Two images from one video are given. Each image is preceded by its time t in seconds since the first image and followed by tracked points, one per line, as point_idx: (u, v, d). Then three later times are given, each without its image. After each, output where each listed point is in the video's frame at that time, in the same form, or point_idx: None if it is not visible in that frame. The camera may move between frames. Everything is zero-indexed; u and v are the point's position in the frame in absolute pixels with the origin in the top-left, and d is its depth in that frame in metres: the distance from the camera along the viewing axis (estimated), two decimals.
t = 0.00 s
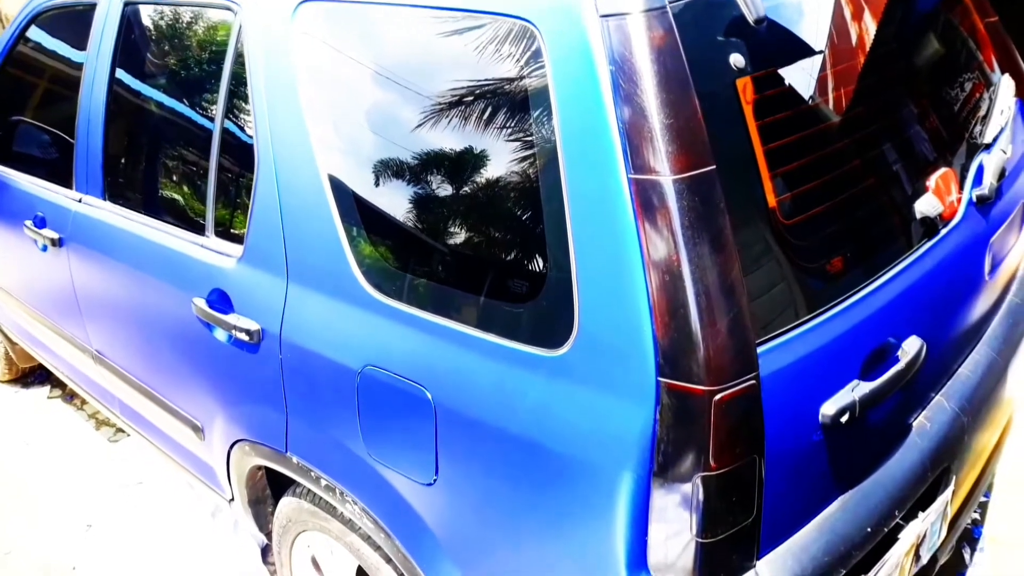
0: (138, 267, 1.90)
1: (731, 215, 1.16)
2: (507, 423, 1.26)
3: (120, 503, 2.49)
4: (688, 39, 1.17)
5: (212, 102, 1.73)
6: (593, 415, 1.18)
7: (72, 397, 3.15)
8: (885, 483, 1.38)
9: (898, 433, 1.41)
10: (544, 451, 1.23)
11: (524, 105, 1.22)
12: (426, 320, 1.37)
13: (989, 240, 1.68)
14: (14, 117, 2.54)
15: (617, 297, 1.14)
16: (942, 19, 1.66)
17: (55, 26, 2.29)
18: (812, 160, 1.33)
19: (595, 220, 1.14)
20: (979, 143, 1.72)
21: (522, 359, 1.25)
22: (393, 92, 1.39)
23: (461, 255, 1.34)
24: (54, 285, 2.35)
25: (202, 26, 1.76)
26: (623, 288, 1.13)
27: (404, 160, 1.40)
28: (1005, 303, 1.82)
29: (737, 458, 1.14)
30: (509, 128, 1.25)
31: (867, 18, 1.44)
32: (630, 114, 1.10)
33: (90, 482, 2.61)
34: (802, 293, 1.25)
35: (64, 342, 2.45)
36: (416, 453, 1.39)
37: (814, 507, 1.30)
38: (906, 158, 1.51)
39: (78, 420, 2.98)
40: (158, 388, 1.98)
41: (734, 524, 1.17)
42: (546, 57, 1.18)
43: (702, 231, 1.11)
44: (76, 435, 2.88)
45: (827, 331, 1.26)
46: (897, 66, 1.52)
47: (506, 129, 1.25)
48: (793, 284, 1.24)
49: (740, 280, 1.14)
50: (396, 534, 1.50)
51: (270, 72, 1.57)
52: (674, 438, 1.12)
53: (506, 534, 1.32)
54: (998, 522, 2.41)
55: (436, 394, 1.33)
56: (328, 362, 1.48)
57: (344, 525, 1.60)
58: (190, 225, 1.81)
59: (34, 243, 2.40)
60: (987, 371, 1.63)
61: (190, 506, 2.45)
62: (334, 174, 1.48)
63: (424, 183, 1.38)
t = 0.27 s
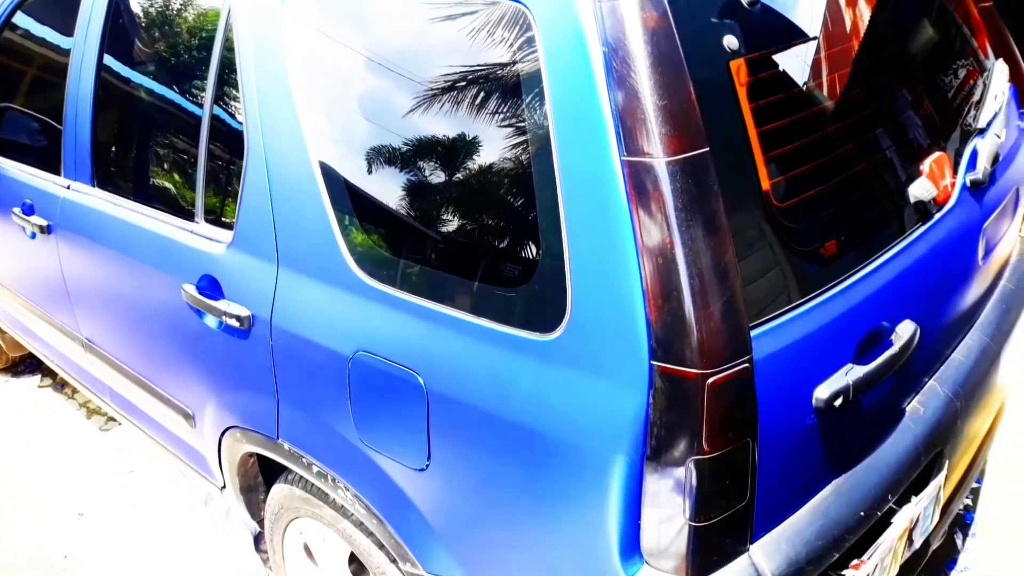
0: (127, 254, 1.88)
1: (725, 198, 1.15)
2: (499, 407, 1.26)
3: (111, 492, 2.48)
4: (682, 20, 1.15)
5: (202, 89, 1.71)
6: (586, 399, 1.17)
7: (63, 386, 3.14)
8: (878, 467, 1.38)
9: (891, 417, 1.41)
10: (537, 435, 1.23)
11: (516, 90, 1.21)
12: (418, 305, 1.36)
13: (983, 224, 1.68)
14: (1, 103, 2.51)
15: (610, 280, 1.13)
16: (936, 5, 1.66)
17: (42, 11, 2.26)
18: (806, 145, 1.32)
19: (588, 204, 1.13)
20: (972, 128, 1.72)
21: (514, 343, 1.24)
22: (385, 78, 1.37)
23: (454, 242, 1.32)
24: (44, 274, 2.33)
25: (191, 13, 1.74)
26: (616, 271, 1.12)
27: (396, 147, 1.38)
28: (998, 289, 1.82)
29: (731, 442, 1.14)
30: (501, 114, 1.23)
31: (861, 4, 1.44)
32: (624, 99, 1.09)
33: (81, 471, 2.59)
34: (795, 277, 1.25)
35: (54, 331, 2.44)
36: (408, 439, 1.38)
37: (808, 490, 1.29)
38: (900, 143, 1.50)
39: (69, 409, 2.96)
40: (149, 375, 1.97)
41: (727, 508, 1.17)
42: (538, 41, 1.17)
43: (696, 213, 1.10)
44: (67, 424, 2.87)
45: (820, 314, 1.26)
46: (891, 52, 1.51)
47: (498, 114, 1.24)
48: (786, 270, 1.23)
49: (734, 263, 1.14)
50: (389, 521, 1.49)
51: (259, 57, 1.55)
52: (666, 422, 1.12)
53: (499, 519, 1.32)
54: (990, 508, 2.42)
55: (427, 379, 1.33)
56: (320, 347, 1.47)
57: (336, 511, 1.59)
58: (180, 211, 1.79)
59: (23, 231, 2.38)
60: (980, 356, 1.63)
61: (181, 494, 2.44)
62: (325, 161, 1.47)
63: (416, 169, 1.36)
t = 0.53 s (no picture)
0: (118, 232, 1.86)
1: (722, 173, 1.14)
2: (493, 384, 1.25)
3: (105, 472, 2.48)
4: None
5: (193, 66, 1.68)
6: (581, 376, 1.16)
7: (56, 366, 3.12)
8: (874, 445, 1.37)
9: (887, 395, 1.40)
10: (531, 413, 1.22)
11: (511, 66, 1.19)
12: (411, 282, 1.34)
13: (980, 202, 1.67)
14: None
15: (605, 256, 1.11)
16: None
17: None
18: (805, 123, 1.31)
19: (583, 180, 1.12)
20: (971, 105, 1.70)
21: (508, 320, 1.23)
22: (379, 55, 1.35)
23: (448, 222, 1.31)
24: (35, 253, 2.31)
25: None
26: (611, 247, 1.11)
27: (391, 125, 1.36)
28: (995, 268, 1.81)
29: (725, 419, 1.13)
30: (495, 90, 1.22)
31: None
32: (620, 75, 1.07)
33: (75, 450, 2.59)
34: (792, 254, 1.23)
35: (46, 310, 2.42)
36: (402, 417, 1.37)
37: (803, 468, 1.29)
38: (898, 122, 1.49)
39: (62, 389, 2.95)
40: (141, 354, 1.95)
41: (721, 485, 1.16)
42: (534, 17, 1.14)
43: (692, 188, 1.08)
44: (61, 404, 2.86)
45: (817, 291, 1.24)
46: (890, 29, 1.49)
47: (493, 91, 1.22)
48: (783, 248, 1.22)
49: (730, 239, 1.12)
50: (383, 499, 1.48)
51: (251, 33, 1.52)
52: (661, 399, 1.11)
53: (493, 498, 1.31)
54: (982, 487, 2.43)
55: (421, 357, 1.31)
56: (312, 325, 1.46)
57: (329, 490, 1.58)
58: (171, 189, 1.77)
59: (13, 209, 2.36)
60: (976, 334, 1.63)
61: (175, 474, 2.43)
62: (318, 139, 1.45)
63: (411, 147, 1.34)
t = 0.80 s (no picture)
0: (109, 214, 1.85)
1: (718, 151, 1.13)
2: (488, 365, 1.24)
3: (100, 456, 2.47)
4: None
5: (185, 48, 1.65)
6: (576, 356, 1.15)
7: (50, 351, 3.11)
8: (870, 425, 1.37)
9: (883, 375, 1.39)
10: (525, 393, 1.21)
11: (505, 46, 1.17)
12: (405, 263, 1.33)
13: (978, 182, 1.66)
14: None
15: (600, 236, 1.10)
16: None
17: None
18: (801, 104, 1.29)
19: (578, 159, 1.10)
20: (968, 85, 1.69)
21: (503, 301, 1.22)
22: (373, 36, 1.33)
23: (443, 205, 1.30)
24: (27, 238, 2.30)
25: None
26: (605, 225, 1.10)
27: (386, 107, 1.34)
28: (992, 249, 1.81)
29: (721, 398, 1.12)
30: (490, 71, 1.20)
31: None
32: (616, 53, 1.06)
33: (69, 435, 2.58)
34: (787, 234, 1.22)
35: (39, 295, 2.40)
36: (396, 399, 1.37)
37: (798, 448, 1.29)
38: (895, 103, 1.48)
39: (56, 374, 2.94)
40: (134, 338, 1.94)
41: (717, 465, 1.15)
42: None
43: (688, 166, 1.07)
44: (55, 389, 2.85)
45: (813, 271, 1.24)
46: (888, 9, 1.48)
47: (487, 71, 1.20)
48: (778, 229, 1.21)
49: (726, 218, 1.11)
50: (378, 481, 1.48)
51: (242, 13, 1.50)
52: (657, 378, 1.10)
53: (488, 480, 1.31)
54: (977, 469, 2.44)
55: (415, 338, 1.31)
56: (306, 307, 1.45)
57: (324, 473, 1.58)
58: (163, 170, 1.75)
59: (4, 193, 2.34)
60: (972, 315, 1.63)
61: (170, 459, 2.42)
62: (311, 121, 1.43)
63: (406, 130, 1.32)
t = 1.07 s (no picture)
0: (94, 196, 1.83)
1: (708, 131, 1.12)
2: (476, 346, 1.23)
3: (87, 442, 2.45)
4: None
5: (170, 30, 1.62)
6: (565, 336, 1.14)
7: (36, 336, 3.08)
8: (859, 406, 1.37)
9: (872, 356, 1.39)
10: (514, 375, 1.20)
11: (494, 26, 1.16)
12: (392, 244, 1.32)
13: (968, 164, 1.66)
14: None
15: (589, 215, 1.09)
16: None
17: None
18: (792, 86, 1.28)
19: (567, 139, 1.09)
20: (960, 66, 1.68)
21: (491, 282, 1.21)
22: (361, 17, 1.31)
23: (433, 189, 1.28)
24: (11, 222, 2.27)
25: None
26: (594, 205, 1.09)
27: (375, 89, 1.32)
28: (981, 231, 1.81)
29: (711, 378, 1.12)
30: (479, 52, 1.18)
31: None
32: (606, 32, 1.05)
33: (57, 421, 2.56)
34: (777, 214, 1.22)
35: (24, 280, 2.38)
36: (384, 381, 1.36)
37: (787, 429, 1.29)
38: (886, 86, 1.47)
39: (42, 360, 2.92)
40: (120, 322, 1.92)
41: (707, 445, 1.15)
42: None
43: (677, 144, 1.06)
44: (42, 374, 2.83)
45: (803, 251, 1.23)
46: None
47: (476, 53, 1.19)
48: (768, 210, 1.20)
49: (716, 197, 1.11)
50: (366, 465, 1.47)
51: None
52: (646, 359, 1.09)
53: (477, 463, 1.30)
54: (965, 451, 2.45)
55: (403, 320, 1.29)
56: (293, 289, 1.43)
57: (312, 456, 1.57)
58: (147, 152, 1.73)
59: None
60: (960, 296, 1.63)
61: (158, 444, 2.41)
62: (297, 103, 1.41)
63: (395, 112, 1.30)
